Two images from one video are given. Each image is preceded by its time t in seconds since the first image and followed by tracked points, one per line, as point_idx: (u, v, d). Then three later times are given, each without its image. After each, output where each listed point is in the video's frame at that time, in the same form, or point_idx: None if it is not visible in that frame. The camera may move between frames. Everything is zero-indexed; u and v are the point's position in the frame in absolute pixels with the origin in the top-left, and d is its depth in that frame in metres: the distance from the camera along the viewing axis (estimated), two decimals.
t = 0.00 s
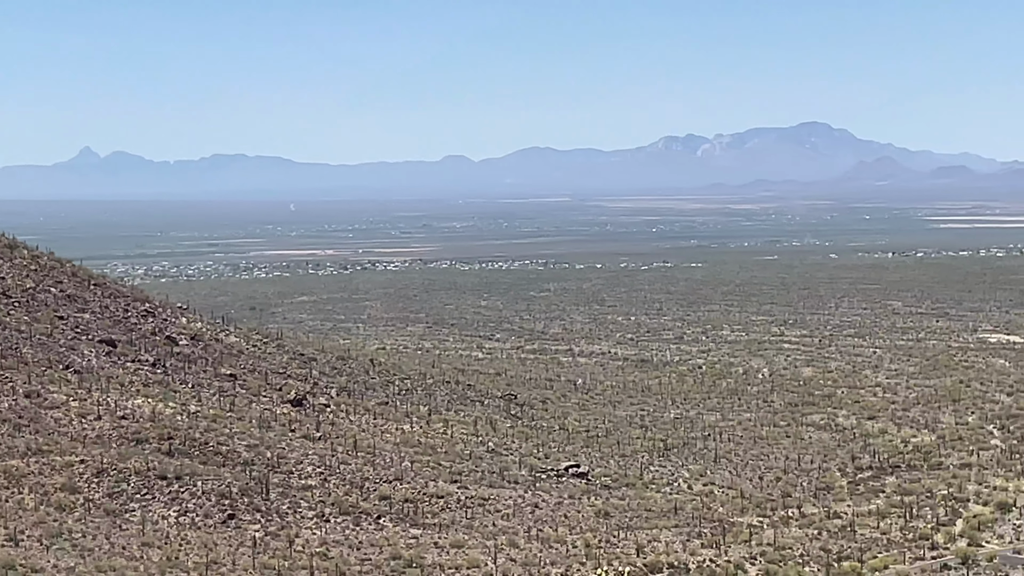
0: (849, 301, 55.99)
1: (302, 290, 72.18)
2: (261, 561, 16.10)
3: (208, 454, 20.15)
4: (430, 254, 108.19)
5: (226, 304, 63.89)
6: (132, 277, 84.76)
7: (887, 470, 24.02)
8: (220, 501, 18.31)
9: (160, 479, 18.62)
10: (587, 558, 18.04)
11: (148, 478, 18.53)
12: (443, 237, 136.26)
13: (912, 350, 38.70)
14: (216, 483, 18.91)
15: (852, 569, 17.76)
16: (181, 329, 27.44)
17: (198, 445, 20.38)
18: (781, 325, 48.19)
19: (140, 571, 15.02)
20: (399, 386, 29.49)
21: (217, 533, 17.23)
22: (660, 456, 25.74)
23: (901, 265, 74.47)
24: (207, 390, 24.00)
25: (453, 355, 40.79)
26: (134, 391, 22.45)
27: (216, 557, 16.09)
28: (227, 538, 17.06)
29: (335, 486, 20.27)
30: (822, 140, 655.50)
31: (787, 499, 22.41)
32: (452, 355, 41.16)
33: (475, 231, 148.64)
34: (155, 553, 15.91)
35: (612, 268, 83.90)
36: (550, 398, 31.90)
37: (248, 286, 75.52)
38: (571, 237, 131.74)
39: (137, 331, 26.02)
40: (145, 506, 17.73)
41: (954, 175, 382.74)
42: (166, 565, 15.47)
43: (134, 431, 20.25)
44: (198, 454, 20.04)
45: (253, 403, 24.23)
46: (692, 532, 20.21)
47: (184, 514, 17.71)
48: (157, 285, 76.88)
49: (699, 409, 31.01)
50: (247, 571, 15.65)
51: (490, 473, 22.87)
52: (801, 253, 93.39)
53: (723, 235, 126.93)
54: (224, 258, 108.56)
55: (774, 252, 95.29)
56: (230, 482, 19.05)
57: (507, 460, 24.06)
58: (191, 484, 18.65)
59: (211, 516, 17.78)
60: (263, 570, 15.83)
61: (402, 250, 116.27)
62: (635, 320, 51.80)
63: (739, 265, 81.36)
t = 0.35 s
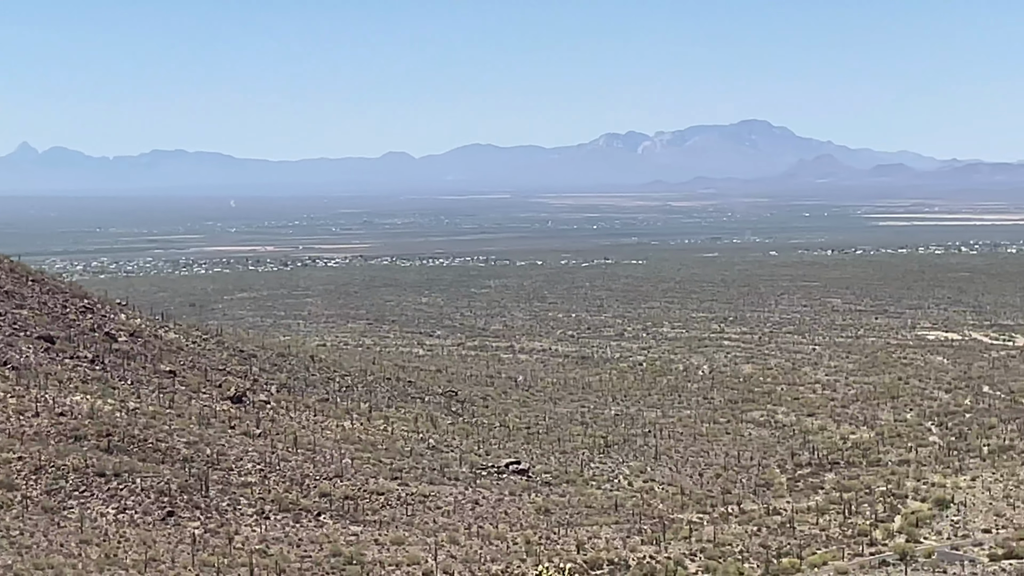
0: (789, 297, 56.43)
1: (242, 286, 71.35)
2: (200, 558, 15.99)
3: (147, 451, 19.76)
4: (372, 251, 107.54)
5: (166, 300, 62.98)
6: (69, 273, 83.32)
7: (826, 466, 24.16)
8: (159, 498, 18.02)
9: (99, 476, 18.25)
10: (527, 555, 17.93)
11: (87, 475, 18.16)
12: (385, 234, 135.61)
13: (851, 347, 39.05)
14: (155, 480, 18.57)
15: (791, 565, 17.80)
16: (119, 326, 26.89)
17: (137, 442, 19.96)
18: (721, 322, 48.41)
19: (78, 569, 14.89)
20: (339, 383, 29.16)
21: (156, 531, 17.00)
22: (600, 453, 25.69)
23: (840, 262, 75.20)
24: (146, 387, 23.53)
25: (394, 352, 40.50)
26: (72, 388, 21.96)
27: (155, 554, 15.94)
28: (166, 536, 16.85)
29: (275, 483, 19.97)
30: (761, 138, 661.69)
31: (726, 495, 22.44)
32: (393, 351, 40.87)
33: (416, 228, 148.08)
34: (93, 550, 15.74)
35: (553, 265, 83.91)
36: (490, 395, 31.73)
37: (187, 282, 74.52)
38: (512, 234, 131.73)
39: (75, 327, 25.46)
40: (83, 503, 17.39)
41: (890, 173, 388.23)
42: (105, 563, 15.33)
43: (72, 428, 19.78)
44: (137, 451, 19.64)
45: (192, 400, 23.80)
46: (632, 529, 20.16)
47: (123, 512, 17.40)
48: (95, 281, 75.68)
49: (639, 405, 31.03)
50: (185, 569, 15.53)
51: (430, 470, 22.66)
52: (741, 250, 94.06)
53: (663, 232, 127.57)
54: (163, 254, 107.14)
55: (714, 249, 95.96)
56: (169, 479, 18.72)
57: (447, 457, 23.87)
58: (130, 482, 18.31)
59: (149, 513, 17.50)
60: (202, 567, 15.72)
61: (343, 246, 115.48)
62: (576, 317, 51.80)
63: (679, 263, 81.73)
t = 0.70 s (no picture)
0: (727, 295, 56.79)
1: (180, 283, 70.37)
2: (136, 555, 15.95)
3: (83, 448, 19.37)
4: (312, 248, 106.75)
5: (102, 297, 61.96)
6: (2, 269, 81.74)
7: (763, 464, 24.22)
8: (95, 495, 17.83)
9: (35, 473, 18.05)
10: (465, 552, 17.75)
11: (22, 472, 17.97)
12: (324, 230, 134.73)
13: (788, 344, 39.33)
14: (91, 477, 18.38)
15: (729, 561, 17.80)
16: (55, 321, 26.26)
17: (74, 438, 19.56)
18: (659, 320, 48.58)
19: (13, 567, 14.82)
20: (278, 380, 28.78)
21: (93, 527, 16.81)
22: (539, 450, 25.56)
23: (777, 260, 75.83)
24: (82, 383, 23.03)
25: (333, 349, 40.13)
26: (7, 384, 21.43)
27: (91, 551, 15.84)
28: (103, 532, 16.67)
29: (213, 479, 19.66)
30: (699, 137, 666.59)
31: (664, 492, 22.41)
32: (332, 348, 40.48)
33: (356, 224, 147.27)
34: (29, 547, 15.60)
35: (492, 262, 83.77)
36: (429, 392, 31.49)
37: (123, 279, 73.38)
38: (451, 231, 131.51)
39: (10, 322, 24.83)
40: (19, 500, 17.22)
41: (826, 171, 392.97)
42: (41, 559, 15.27)
43: (7, 424, 19.35)
44: (73, 448, 19.25)
45: (129, 396, 23.33)
46: (570, 526, 20.04)
47: (59, 509, 17.20)
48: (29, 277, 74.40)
49: (578, 402, 30.95)
50: (122, 566, 15.45)
51: (368, 467, 22.39)
52: (679, 248, 94.59)
53: (602, 229, 127.89)
54: (99, 250, 105.48)
55: (653, 246, 96.53)
56: (106, 476, 18.46)
57: (386, 454, 23.61)
58: (65, 478, 18.13)
59: (86, 510, 17.28)
60: (139, 565, 15.66)
61: (282, 243, 114.44)
62: (515, 314, 51.68)
63: (619, 260, 81.94)
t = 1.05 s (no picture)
0: (659, 293, 56.92)
1: (107, 279, 68.95)
2: (66, 553, 15.80)
3: (10, 446, 18.89)
4: (244, 244, 105.38)
5: (28, 293, 60.49)
6: None
7: (695, 461, 24.24)
8: (25, 492, 17.57)
9: None
10: (397, 548, 17.55)
11: None
12: (255, 227, 133.09)
13: (720, 342, 39.47)
14: (20, 474, 18.07)
15: (660, 558, 17.76)
16: None
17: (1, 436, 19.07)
18: (592, 317, 48.55)
19: None
20: (209, 377, 28.22)
21: (22, 525, 16.67)
22: (471, 447, 25.36)
23: (710, 258, 76.15)
24: (10, 379, 22.35)
25: (264, 346, 39.55)
26: None
27: (20, 550, 15.74)
28: (32, 530, 16.54)
29: (144, 477, 19.31)
30: (632, 136, 670.15)
31: (597, 489, 22.31)
32: (264, 345, 39.88)
33: (288, 220, 145.68)
34: None
35: (426, 259, 83.21)
36: (362, 389, 31.13)
37: (49, 274, 71.72)
38: (384, 227, 130.64)
39: None
40: None
41: (758, 169, 397.00)
42: None
43: None
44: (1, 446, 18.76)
45: (59, 393, 22.68)
46: (502, 523, 19.88)
47: None
48: None
49: (510, 399, 30.80)
50: (50, 565, 15.37)
51: (300, 464, 22.04)
52: (612, 245, 94.82)
53: (536, 227, 127.83)
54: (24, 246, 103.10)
55: (586, 244, 96.67)
56: (35, 472, 18.20)
57: (318, 451, 23.25)
58: None
59: (14, 508, 17.08)
60: (68, 562, 15.58)
61: (214, 239, 112.79)
62: (448, 312, 51.34)
63: (552, 257, 81.84)
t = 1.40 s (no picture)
0: (588, 289, 56.95)
1: (29, 273, 67.42)
2: None
3: None
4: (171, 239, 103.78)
5: None
6: None
7: (622, 457, 24.20)
8: None
9: None
10: (325, 545, 17.38)
11: None
12: (183, 222, 131.19)
13: (648, 338, 39.56)
14: None
15: (587, 554, 17.66)
16: None
17: None
18: (521, 313, 48.42)
19: None
20: (136, 372, 27.60)
21: None
22: (399, 443, 25.07)
23: (637, 254, 76.43)
24: None
25: (191, 341, 38.88)
26: None
27: None
28: None
29: (69, 473, 19.24)
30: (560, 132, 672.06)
31: (524, 485, 22.14)
32: (190, 341, 39.20)
33: (216, 215, 143.74)
34: None
35: (355, 254, 82.52)
36: (290, 385, 30.72)
37: None
38: (312, 223, 129.54)
39: None
40: None
41: (686, 166, 400.22)
42: None
43: None
44: None
45: None
46: (429, 519, 19.63)
47: None
48: None
49: (439, 395, 30.54)
50: None
51: (228, 461, 21.62)
52: (541, 241, 94.83)
53: (466, 222, 127.57)
54: None
55: (516, 240, 96.67)
56: None
57: (245, 447, 22.82)
58: None
59: None
60: None
61: (140, 234, 110.95)
62: (377, 307, 50.91)
63: (482, 253, 81.68)
